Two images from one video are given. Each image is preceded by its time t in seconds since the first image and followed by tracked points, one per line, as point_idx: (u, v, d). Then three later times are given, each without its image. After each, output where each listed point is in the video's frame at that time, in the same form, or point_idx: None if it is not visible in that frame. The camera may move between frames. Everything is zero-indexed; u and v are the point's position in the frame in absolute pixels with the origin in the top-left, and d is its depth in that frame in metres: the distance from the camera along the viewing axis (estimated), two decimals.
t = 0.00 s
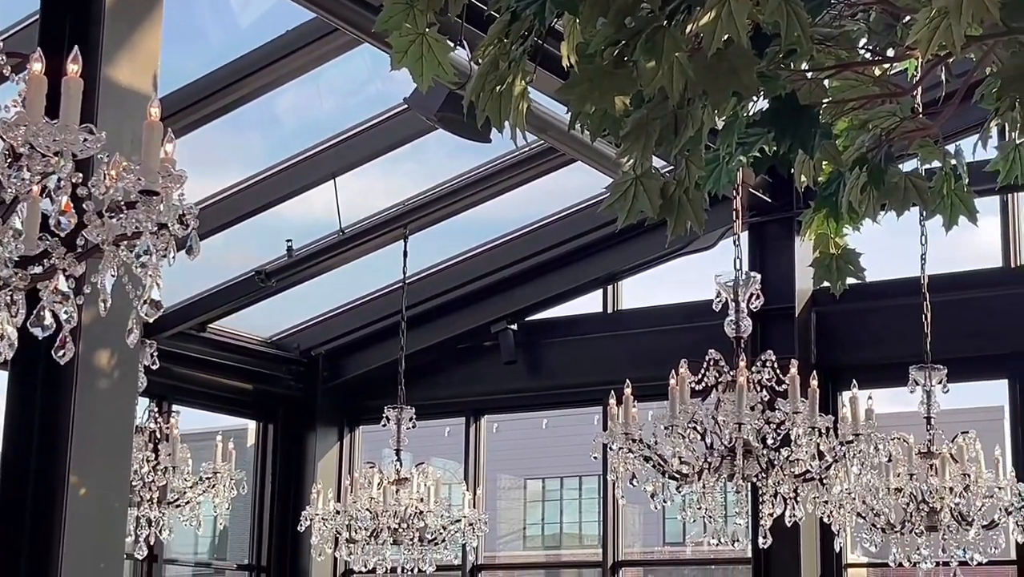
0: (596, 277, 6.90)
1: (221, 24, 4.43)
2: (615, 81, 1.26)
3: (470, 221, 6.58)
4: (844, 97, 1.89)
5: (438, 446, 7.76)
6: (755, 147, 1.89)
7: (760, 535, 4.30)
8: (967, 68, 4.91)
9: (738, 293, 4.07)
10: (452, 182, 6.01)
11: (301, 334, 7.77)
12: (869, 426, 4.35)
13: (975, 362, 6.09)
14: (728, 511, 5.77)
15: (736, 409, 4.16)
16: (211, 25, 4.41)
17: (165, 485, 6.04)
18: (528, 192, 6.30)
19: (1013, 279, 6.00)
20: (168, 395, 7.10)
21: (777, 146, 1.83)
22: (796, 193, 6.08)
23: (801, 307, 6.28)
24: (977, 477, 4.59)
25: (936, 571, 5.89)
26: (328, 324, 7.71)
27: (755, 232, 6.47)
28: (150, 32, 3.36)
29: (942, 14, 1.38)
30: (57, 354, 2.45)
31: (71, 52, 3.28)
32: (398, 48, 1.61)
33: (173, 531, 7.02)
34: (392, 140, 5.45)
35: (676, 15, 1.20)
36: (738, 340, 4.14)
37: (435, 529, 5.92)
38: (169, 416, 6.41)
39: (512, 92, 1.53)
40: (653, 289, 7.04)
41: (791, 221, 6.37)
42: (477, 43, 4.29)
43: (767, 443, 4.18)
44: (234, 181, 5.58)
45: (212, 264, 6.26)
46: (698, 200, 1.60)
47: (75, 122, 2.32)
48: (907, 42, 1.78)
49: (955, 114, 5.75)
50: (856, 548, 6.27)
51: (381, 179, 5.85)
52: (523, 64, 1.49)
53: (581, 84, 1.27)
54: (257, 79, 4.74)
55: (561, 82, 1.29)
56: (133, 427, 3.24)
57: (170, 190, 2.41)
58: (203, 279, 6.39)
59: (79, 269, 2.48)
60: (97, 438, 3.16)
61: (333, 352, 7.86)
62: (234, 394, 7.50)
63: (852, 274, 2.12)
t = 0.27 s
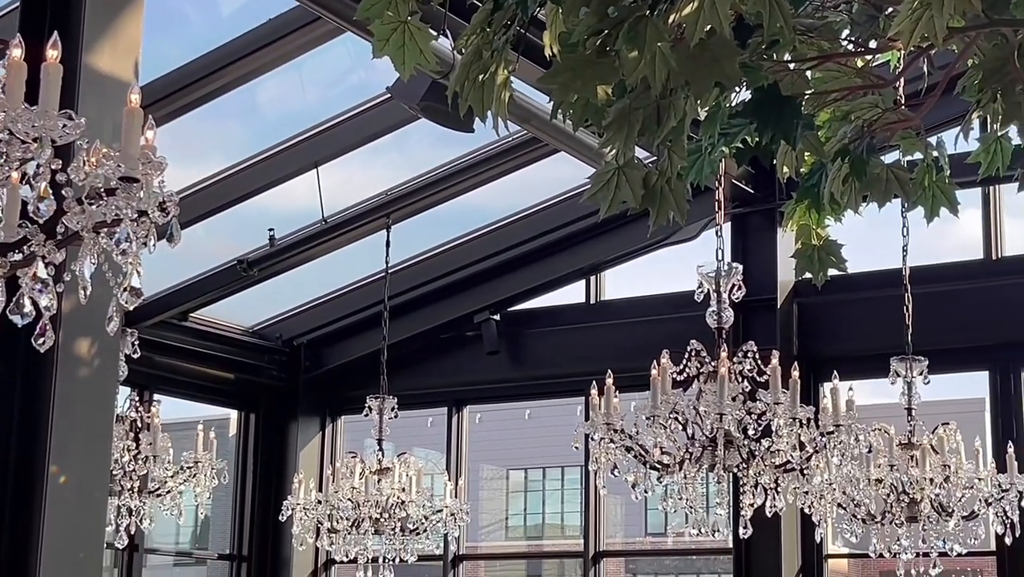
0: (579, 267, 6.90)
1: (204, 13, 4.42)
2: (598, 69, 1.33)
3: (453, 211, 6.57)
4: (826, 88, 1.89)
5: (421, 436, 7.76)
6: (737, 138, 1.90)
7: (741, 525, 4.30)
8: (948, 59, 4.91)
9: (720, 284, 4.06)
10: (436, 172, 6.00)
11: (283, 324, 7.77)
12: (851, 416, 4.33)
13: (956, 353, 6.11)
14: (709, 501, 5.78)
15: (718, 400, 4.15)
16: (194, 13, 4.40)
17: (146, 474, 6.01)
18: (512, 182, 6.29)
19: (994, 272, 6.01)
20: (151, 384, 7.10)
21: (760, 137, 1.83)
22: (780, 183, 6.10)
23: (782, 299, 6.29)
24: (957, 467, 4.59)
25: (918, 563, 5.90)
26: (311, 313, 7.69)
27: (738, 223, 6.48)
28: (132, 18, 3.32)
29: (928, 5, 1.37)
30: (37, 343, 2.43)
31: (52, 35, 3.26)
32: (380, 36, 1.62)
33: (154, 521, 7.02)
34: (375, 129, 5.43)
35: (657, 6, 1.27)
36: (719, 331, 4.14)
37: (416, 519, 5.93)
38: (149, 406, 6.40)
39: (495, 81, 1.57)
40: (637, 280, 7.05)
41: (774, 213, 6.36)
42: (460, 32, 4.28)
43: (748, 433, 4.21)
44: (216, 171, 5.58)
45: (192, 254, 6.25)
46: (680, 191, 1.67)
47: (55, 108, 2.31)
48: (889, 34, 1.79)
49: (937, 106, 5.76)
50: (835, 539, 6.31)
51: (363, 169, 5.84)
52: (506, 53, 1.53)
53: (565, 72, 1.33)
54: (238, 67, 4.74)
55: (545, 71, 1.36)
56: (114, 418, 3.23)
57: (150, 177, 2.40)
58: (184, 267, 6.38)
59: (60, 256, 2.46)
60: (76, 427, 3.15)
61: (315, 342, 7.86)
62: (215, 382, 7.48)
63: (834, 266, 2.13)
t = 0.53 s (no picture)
0: (563, 258, 6.91)
1: (186, 3, 4.41)
2: (581, 61, 1.39)
3: (435, 202, 6.57)
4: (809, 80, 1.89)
5: (404, 427, 7.74)
6: (720, 130, 1.90)
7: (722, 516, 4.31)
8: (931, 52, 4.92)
9: (703, 276, 4.06)
10: (421, 162, 5.99)
11: (266, 314, 7.77)
12: (831, 409, 4.36)
13: (937, 346, 6.12)
14: (690, 493, 5.79)
15: (699, 391, 4.12)
16: (177, 3, 4.39)
17: (127, 464, 5.99)
18: (497, 173, 6.29)
19: (975, 265, 6.03)
20: (132, 373, 7.05)
21: (742, 129, 1.84)
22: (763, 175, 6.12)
23: (764, 290, 6.29)
24: (937, 459, 4.62)
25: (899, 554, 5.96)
26: (293, 304, 7.70)
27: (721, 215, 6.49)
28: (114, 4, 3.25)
29: None
30: (17, 331, 2.42)
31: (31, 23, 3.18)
32: (362, 27, 1.62)
33: (135, 511, 7.02)
34: (358, 120, 5.42)
35: None
36: (701, 322, 4.13)
37: (399, 510, 5.93)
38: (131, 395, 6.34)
39: (478, 72, 1.57)
40: (620, 272, 7.05)
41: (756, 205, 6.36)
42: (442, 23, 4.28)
43: (730, 424, 4.19)
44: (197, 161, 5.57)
45: (172, 244, 6.23)
46: (660, 182, 1.77)
47: (34, 96, 2.31)
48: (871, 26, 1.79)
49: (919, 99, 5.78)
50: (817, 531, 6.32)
51: (346, 159, 5.83)
52: (488, 43, 1.53)
53: (548, 64, 1.39)
54: (223, 56, 4.71)
55: (528, 61, 1.41)
56: (95, 407, 3.15)
57: (130, 165, 2.41)
58: (166, 257, 6.37)
59: (38, 245, 2.44)
60: (57, 415, 3.05)
61: (298, 332, 7.87)
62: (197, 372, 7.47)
63: (815, 258, 2.13)
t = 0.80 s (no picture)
0: (546, 250, 6.93)
1: None
2: (564, 52, 1.42)
3: (418, 194, 6.55)
4: (792, 74, 1.89)
5: (387, 419, 7.73)
6: (703, 123, 1.90)
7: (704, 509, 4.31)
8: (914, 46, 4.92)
9: (685, 268, 4.06)
10: (406, 154, 5.97)
11: (248, 306, 7.75)
12: (813, 402, 4.33)
13: (918, 340, 6.13)
14: (672, 485, 5.80)
15: (681, 384, 4.15)
16: None
17: (108, 455, 5.97)
18: (481, 165, 6.29)
19: (957, 259, 6.04)
20: (114, 364, 7.04)
21: (725, 122, 1.84)
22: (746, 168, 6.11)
23: (746, 285, 6.30)
24: (918, 453, 4.63)
25: (877, 547, 6.07)
26: (274, 297, 7.68)
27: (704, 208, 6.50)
28: None
29: None
30: None
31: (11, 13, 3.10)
32: (345, 17, 1.62)
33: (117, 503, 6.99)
34: (342, 111, 5.40)
35: None
36: (684, 316, 4.14)
37: (381, 502, 5.92)
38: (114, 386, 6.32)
39: (460, 63, 1.58)
40: (603, 264, 7.05)
41: (740, 198, 6.39)
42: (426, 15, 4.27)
43: (712, 417, 4.20)
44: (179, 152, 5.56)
45: (153, 235, 6.20)
46: (644, 175, 1.78)
47: (13, 86, 2.30)
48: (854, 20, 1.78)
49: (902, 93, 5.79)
50: (798, 523, 6.33)
51: (330, 151, 5.81)
52: (471, 34, 1.54)
53: (530, 56, 1.42)
54: (207, 46, 4.69)
55: (513, 54, 1.44)
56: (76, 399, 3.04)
57: (109, 156, 2.40)
58: (147, 249, 6.34)
59: (17, 234, 2.45)
60: (37, 406, 2.93)
61: (280, 325, 7.85)
62: (177, 363, 7.43)
63: (798, 251, 2.14)
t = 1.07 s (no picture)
0: (528, 245, 6.98)
1: None
2: (546, 46, 1.45)
3: (402, 187, 6.55)
4: (774, 69, 1.90)
5: (370, 413, 7.72)
6: (685, 117, 1.91)
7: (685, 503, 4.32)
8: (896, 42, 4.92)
9: (668, 262, 4.06)
10: (392, 147, 5.97)
11: (229, 299, 7.72)
12: (794, 397, 4.35)
13: (900, 334, 6.14)
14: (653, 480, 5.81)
15: (663, 378, 4.12)
16: None
17: (89, 448, 5.95)
18: (465, 158, 6.28)
19: (938, 254, 6.05)
20: (95, 357, 7.03)
21: (707, 116, 1.85)
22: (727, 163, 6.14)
23: (729, 279, 6.32)
24: (899, 447, 4.63)
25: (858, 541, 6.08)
26: (257, 289, 7.66)
27: (686, 202, 6.51)
28: None
29: None
30: None
31: None
32: (326, 10, 1.63)
33: (98, 496, 7.00)
34: (324, 104, 5.41)
35: None
36: (666, 310, 4.14)
37: (363, 495, 5.93)
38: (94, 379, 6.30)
39: (442, 56, 1.59)
40: (586, 258, 7.06)
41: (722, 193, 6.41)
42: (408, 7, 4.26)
43: (693, 412, 4.20)
44: (161, 144, 5.54)
45: (134, 227, 6.19)
46: (626, 169, 1.83)
47: None
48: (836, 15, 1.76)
49: (884, 89, 5.81)
50: (780, 518, 6.34)
51: (313, 143, 5.79)
52: (453, 27, 1.55)
53: (513, 50, 1.45)
54: (189, 37, 4.68)
55: (495, 47, 1.47)
56: (57, 393, 2.99)
57: (89, 147, 2.45)
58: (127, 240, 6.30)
59: None
60: (16, 400, 2.87)
61: (263, 317, 7.83)
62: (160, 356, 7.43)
63: (779, 246, 2.15)
